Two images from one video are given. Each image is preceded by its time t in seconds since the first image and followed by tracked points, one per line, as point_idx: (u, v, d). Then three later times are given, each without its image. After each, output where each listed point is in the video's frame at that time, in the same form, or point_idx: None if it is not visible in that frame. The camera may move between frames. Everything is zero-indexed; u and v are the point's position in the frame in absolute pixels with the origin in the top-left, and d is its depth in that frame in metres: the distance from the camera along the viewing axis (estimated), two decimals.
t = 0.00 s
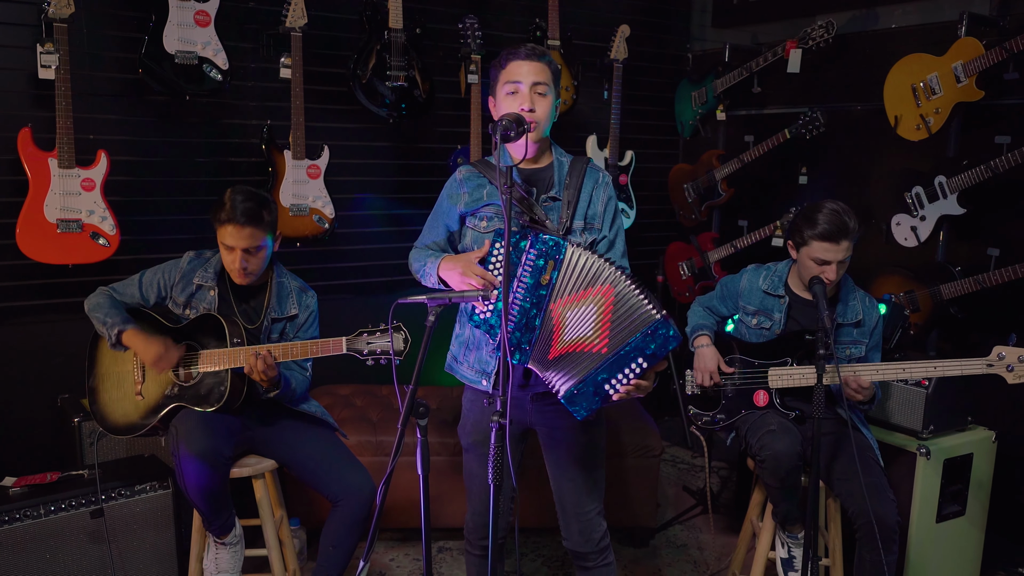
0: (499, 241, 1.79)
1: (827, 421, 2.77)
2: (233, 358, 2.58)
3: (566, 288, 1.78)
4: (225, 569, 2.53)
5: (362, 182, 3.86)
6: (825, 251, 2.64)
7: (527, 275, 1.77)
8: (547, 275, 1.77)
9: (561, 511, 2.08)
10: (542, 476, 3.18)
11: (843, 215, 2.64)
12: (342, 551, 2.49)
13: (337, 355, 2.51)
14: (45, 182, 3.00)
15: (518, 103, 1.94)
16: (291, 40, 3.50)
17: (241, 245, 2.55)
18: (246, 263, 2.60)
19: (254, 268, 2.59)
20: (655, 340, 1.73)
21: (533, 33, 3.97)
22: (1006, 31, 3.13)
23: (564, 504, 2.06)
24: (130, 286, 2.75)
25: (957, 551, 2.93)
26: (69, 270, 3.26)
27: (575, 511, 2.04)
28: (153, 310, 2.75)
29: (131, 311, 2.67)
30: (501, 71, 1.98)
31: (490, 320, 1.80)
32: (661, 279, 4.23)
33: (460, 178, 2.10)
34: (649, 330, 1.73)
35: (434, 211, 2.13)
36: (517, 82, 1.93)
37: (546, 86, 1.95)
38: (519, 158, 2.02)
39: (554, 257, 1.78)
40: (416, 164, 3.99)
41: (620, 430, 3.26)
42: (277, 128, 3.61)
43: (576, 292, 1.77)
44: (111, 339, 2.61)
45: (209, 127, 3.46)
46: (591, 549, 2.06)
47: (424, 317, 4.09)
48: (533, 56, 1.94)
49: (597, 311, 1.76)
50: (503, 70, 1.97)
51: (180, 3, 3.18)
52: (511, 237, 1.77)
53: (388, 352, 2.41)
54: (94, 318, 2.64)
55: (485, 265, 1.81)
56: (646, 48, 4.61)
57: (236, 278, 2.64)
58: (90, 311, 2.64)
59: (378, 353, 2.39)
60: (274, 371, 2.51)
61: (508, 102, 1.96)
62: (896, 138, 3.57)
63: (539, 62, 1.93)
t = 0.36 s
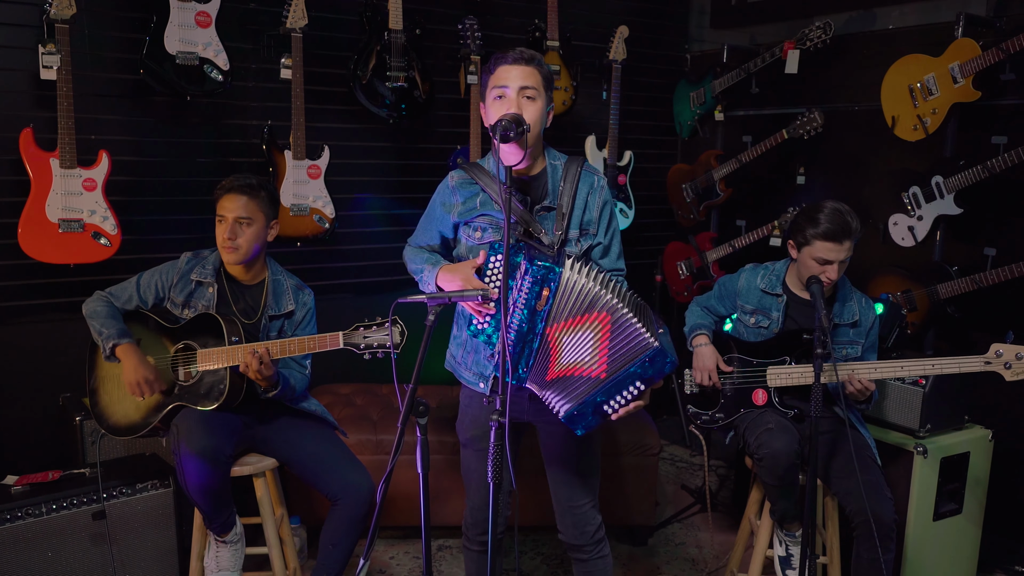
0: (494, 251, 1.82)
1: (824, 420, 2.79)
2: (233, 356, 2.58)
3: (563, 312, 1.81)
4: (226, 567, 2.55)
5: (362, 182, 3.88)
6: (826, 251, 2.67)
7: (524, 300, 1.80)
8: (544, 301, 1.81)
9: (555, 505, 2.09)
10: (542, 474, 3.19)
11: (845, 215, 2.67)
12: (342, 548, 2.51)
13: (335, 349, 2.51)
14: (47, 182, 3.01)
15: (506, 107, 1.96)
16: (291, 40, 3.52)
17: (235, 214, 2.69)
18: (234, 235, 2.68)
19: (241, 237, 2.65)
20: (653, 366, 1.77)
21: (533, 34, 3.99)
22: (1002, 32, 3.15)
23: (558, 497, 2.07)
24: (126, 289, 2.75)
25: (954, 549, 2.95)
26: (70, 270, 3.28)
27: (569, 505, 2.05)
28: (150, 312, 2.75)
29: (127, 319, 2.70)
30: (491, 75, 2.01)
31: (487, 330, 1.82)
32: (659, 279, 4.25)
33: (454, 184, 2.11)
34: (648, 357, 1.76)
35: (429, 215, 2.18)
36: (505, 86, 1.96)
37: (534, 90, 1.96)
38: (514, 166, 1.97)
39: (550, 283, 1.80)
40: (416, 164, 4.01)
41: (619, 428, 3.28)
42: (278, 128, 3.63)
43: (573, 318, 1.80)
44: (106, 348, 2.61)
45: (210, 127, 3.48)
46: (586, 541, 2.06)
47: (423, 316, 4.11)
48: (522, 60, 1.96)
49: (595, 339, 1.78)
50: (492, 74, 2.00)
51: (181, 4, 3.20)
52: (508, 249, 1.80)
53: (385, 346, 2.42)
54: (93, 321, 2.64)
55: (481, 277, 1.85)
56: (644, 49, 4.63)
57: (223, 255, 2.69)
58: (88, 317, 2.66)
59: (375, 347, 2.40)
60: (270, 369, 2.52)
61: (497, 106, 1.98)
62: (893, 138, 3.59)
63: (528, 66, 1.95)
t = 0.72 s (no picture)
0: (490, 253, 1.83)
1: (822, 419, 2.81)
2: (236, 352, 2.61)
3: (563, 312, 1.84)
4: (229, 564, 2.57)
5: (364, 182, 3.90)
6: (824, 250, 2.69)
7: (524, 304, 1.82)
8: (545, 303, 1.83)
9: (543, 495, 2.12)
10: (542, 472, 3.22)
11: (844, 215, 2.68)
12: (343, 545, 2.53)
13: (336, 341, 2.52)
14: (52, 182, 3.04)
15: (506, 108, 1.98)
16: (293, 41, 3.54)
17: (244, 201, 2.76)
18: (242, 220, 2.73)
19: (251, 222, 2.72)
20: (653, 324, 1.79)
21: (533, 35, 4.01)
22: (999, 33, 3.17)
23: (545, 488, 2.10)
24: (126, 292, 2.76)
25: (952, 547, 2.97)
26: (74, 269, 3.30)
27: (555, 495, 2.08)
28: (150, 314, 2.78)
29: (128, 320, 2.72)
30: (496, 73, 2.03)
31: (479, 332, 1.85)
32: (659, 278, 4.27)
33: (441, 185, 2.12)
34: (644, 315, 1.78)
35: (414, 215, 2.17)
36: (508, 86, 1.98)
37: (535, 96, 1.99)
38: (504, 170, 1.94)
39: (551, 285, 1.83)
40: (417, 164, 4.03)
41: (619, 427, 3.30)
42: (281, 128, 3.65)
43: (573, 315, 1.83)
44: (104, 358, 2.63)
45: (213, 127, 3.50)
46: (574, 531, 2.08)
47: (425, 315, 4.13)
48: (528, 65, 1.99)
49: (594, 326, 1.81)
50: (498, 72, 2.02)
51: (184, 5, 3.22)
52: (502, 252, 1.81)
53: (388, 335, 2.44)
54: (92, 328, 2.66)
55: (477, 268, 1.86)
56: (644, 50, 4.65)
57: (227, 239, 2.72)
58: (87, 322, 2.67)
59: (378, 336, 2.42)
60: (275, 362, 2.57)
61: (497, 105, 2.00)
62: (891, 138, 3.61)
63: (533, 71, 1.98)
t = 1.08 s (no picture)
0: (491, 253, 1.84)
1: (820, 418, 2.83)
2: (237, 349, 2.62)
3: (556, 312, 1.86)
4: (229, 562, 2.58)
5: (363, 182, 3.92)
6: (823, 254, 2.70)
7: (519, 306, 1.83)
8: (539, 305, 1.84)
9: (532, 489, 2.13)
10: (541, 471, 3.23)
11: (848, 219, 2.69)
12: (341, 544, 2.54)
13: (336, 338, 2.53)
14: (53, 182, 3.05)
15: (500, 108, 2.00)
16: (293, 42, 3.55)
17: (245, 194, 2.79)
18: (242, 212, 2.77)
19: (252, 215, 2.76)
20: (631, 319, 1.88)
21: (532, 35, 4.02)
22: (995, 34, 3.19)
23: (535, 484, 2.12)
24: (123, 289, 2.77)
25: (948, 545, 2.99)
26: (75, 269, 3.31)
27: (546, 488, 2.10)
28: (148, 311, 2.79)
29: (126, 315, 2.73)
30: (487, 74, 2.04)
31: (476, 332, 1.86)
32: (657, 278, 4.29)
33: (435, 185, 2.14)
34: (623, 310, 1.87)
35: (411, 215, 2.19)
36: (500, 86, 2.00)
37: (528, 94, 2.01)
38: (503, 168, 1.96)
39: (544, 287, 1.84)
40: (417, 164, 4.05)
41: (615, 426, 3.31)
42: (281, 129, 3.66)
43: (565, 315, 1.86)
44: (98, 352, 2.64)
45: (213, 128, 3.51)
46: (557, 530, 2.10)
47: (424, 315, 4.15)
48: (519, 64, 2.00)
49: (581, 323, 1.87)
50: (490, 73, 2.03)
51: (184, 6, 3.23)
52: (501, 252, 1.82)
53: (387, 332, 2.47)
54: (87, 324, 2.67)
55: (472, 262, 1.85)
56: (642, 50, 4.67)
57: (225, 230, 2.75)
58: (84, 319, 2.68)
59: (378, 334, 2.45)
60: (275, 359, 2.58)
61: (491, 106, 2.03)
62: (888, 139, 3.63)
63: (525, 69, 2.00)
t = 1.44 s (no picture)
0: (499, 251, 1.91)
1: (817, 417, 2.84)
2: (237, 349, 2.63)
3: (547, 311, 1.87)
4: (230, 560, 2.60)
5: (364, 181, 3.94)
6: (832, 242, 2.75)
7: (517, 306, 1.88)
8: (534, 304, 1.87)
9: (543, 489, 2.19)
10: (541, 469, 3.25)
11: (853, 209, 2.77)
12: (341, 544, 2.57)
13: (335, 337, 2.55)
14: (56, 182, 3.07)
15: (504, 108, 2.02)
16: (295, 43, 3.57)
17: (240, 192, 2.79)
18: (239, 211, 2.77)
19: (248, 213, 2.76)
20: (613, 317, 1.81)
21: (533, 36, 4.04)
22: (992, 35, 3.20)
23: (549, 480, 2.17)
24: (126, 290, 2.81)
25: (946, 543, 3.01)
26: (78, 268, 3.33)
27: (557, 490, 2.15)
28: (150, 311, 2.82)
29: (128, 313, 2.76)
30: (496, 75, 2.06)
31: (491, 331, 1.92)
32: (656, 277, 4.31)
33: (460, 185, 2.18)
34: (602, 306, 1.81)
35: (442, 214, 2.25)
36: (504, 87, 2.02)
37: (531, 92, 2.01)
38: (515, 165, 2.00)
39: (537, 286, 1.87)
40: (417, 164, 4.07)
41: (615, 424, 3.33)
42: (282, 129, 3.68)
43: (554, 314, 1.86)
44: (111, 337, 2.67)
45: (215, 128, 3.53)
46: (562, 526, 2.16)
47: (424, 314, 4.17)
48: (526, 63, 2.01)
49: (566, 318, 1.85)
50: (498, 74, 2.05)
51: (187, 7, 3.25)
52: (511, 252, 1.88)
53: (385, 330, 2.47)
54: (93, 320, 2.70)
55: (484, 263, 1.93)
56: (642, 51, 4.69)
57: (225, 229, 2.76)
58: (89, 317, 2.72)
59: (375, 331, 2.45)
60: (274, 358, 2.59)
61: (498, 106, 2.05)
62: (887, 139, 3.64)
63: (531, 68, 2.00)
